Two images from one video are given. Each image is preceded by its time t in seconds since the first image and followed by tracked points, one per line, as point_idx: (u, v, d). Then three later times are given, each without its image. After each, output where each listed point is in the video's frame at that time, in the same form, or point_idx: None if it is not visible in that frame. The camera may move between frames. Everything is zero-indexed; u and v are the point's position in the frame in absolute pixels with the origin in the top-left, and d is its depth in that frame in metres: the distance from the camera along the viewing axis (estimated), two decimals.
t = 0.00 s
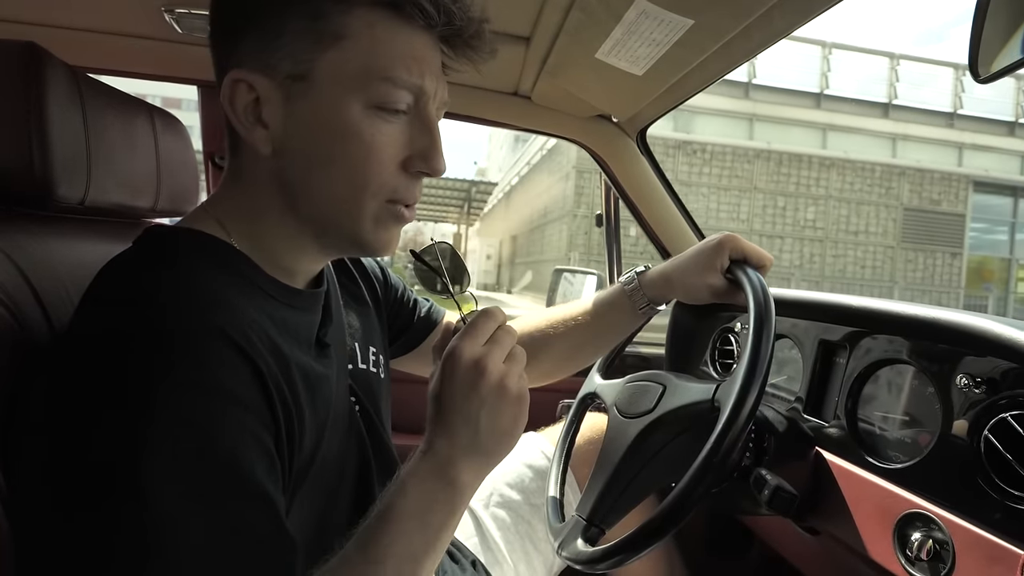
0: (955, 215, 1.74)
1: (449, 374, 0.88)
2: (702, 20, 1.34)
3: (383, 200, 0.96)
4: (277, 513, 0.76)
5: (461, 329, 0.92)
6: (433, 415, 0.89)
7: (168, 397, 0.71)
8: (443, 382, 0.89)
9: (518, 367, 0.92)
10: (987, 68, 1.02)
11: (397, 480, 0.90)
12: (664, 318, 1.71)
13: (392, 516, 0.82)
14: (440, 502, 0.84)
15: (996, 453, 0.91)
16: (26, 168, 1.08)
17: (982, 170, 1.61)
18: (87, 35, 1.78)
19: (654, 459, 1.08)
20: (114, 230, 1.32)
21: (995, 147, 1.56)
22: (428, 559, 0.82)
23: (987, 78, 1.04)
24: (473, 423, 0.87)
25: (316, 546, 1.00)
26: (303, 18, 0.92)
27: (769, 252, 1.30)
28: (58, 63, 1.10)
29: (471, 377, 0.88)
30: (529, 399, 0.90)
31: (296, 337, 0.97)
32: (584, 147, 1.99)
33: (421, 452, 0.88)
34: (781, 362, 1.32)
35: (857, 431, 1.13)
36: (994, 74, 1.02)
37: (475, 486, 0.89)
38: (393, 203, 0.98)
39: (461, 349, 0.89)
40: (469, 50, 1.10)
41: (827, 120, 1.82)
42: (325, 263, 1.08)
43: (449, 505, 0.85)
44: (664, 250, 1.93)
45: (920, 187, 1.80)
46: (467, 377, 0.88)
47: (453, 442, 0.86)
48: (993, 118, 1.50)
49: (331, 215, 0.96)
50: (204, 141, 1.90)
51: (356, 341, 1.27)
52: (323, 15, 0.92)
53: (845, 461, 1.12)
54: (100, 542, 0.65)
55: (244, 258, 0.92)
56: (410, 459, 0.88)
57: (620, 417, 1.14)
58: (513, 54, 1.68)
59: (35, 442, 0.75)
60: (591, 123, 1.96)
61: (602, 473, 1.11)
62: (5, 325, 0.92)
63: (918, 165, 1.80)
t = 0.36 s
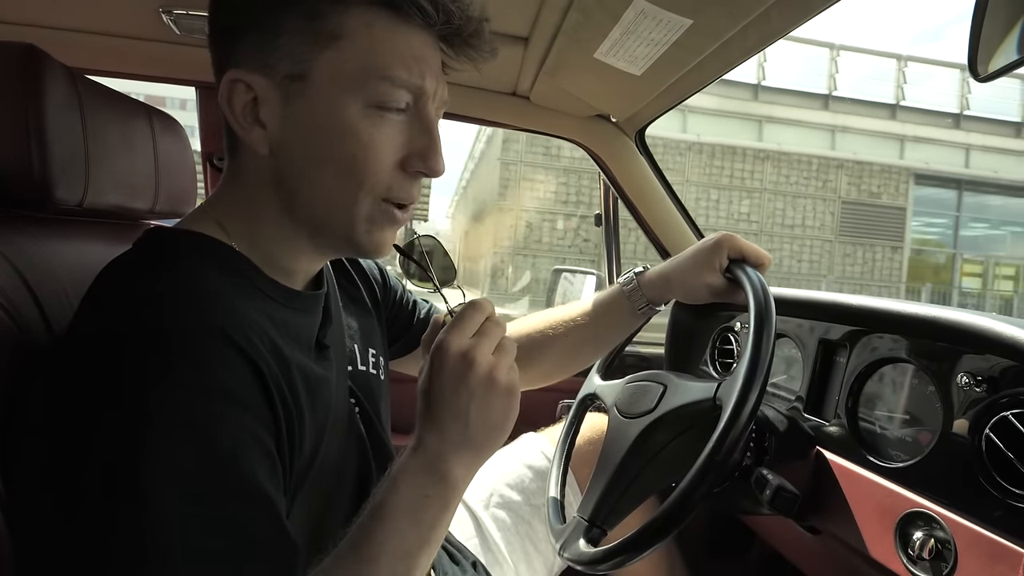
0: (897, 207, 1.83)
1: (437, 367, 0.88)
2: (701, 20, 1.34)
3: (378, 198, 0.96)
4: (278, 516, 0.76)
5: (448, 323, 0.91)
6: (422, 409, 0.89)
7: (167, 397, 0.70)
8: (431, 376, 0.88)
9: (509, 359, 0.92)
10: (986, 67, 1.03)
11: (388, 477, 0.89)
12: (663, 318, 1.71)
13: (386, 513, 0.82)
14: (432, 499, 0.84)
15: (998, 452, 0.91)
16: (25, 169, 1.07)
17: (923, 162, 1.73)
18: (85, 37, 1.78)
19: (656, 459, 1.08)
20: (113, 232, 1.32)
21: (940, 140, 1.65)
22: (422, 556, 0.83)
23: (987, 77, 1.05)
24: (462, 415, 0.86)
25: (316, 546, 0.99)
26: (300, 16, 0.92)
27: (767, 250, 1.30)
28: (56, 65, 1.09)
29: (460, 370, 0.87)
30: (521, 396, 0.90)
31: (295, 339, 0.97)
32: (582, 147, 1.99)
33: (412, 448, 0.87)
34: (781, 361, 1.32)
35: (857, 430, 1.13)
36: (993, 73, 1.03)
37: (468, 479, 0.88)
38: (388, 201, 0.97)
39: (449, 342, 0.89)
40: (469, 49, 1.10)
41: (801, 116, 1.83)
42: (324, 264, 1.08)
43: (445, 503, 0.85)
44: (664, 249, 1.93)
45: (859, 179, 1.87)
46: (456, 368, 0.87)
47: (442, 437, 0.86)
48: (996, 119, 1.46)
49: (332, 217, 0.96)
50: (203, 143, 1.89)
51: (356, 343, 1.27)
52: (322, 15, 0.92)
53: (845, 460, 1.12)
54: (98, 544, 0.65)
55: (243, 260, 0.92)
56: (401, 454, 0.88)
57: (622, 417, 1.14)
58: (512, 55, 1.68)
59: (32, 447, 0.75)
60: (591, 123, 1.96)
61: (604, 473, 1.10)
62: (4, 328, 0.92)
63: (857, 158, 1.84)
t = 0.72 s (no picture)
0: (839, 195, 2.11)
1: (453, 362, 0.87)
2: (705, 9, 1.33)
3: (380, 188, 0.96)
4: (280, 510, 0.76)
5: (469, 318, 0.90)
6: (432, 405, 0.88)
7: (168, 393, 0.70)
8: (445, 372, 0.88)
9: (524, 360, 0.91)
10: (995, 55, 1.03)
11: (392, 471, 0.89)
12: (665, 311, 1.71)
13: (390, 507, 0.82)
14: (438, 495, 0.84)
15: (1002, 445, 0.90)
16: (24, 162, 1.07)
17: (864, 150, 2.08)
18: (84, 30, 1.77)
19: (658, 452, 1.07)
20: (113, 226, 1.31)
21: (954, 135, 2.00)
22: (426, 552, 0.83)
23: (996, 64, 1.05)
24: (474, 415, 0.86)
25: (316, 539, 0.99)
26: (299, 6, 0.91)
27: (769, 243, 1.30)
28: (53, 56, 1.09)
29: (476, 367, 0.87)
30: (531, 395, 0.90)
31: (296, 331, 0.96)
32: (584, 140, 1.98)
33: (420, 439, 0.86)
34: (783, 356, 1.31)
35: (860, 423, 1.13)
36: (1003, 60, 1.03)
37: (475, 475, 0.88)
38: (388, 191, 0.97)
39: (469, 338, 0.87)
40: (468, 39, 1.09)
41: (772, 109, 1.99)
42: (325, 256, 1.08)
43: (449, 499, 0.84)
44: (665, 243, 1.92)
45: (799, 168, 2.06)
46: (474, 368, 0.87)
47: (452, 433, 0.86)
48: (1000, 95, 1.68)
49: (333, 209, 0.95)
50: (203, 136, 1.89)
51: (356, 336, 1.27)
52: (321, 3, 0.91)
53: (848, 454, 1.11)
54: (98, 540, 0.65)
55: (243, 253, 0.91)
56: (407, 448, 0.88)
57: (623, 410, 1.13)
58: (514, 46, 1.67)
59: (31, 441, 0.74)
60: (592, 115, 1.94)
61: (606, 466, 1.10)
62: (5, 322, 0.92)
63: (796, 147, 2.06)
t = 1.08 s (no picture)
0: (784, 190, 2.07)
1: (463, 367, 0.86)
2: (710, 15, 1.33)
3: (378, 196, 0.95)
4: (283, 514, 0.75)
5: (483, 322, 0.89)
6: (438, 412, 0.87)
7: (175, 398, 0.69)
8: (453, 377, 0.86)
9: (536, 372, 0.89)
10: (1002, 64, 1.02)
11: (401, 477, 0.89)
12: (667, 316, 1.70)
13: (394, 517, 0.82)
14: (443, 505, 0.83)
15: (1007, 455, 0.90)
16: (27, 164, 1.07)
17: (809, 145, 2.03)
18: (89, 31, 1.77)
19: (660, 458, 1.07)
20: (116, 227, 1.31)
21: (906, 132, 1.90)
22: (430, 562, 0.82)
23: (1004, 73, 1.04)
24: (483, 422, 0.84)
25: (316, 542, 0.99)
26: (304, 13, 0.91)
27: (770, 248, 1.29)
28: (58, 58, 1.09)
29: (483, 377, 0.85)
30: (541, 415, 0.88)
31: (299, 335, 0.96)
32: (587, 144, 1.97)
33: (428, 450, 0.86)
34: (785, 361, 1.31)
35: (863, 430, 1.12)
36: (1009, 69, 1.02)
37: (481, 484, 0.88)
38: (387, 199, 0.96)
39: (477, 349, 0.86)
40: (475, 46, 1.09)
41: (765, 109, 1.94)
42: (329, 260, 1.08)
43: (452, 509, 0.84)
44: (667, 248, 1.92)
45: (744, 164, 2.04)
46: (479, 376, 0.85)
47: (458, 445, 0.84)
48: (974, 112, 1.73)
49: (331, 213, 0.95)
50: (206, 137, 1.88)
51: (358, 341, 1.26)
52: (324, 8, 0.91)
53: (852, 462, 1.11)
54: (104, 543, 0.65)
55: (248, 257, 0.91)
56: (416, 456, 0.87)
57: (626, 415, 1.13)
58: (518, 50, 1.67)
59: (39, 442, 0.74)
60: (594, 119, 1.94)
61: (608, 472, 1.09)
62: (5, 323, 0.91)
63: (738, 143, 2.03)
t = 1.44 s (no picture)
0: (730, 181, 1.99)
1: (492, 374, 0.88)
2: (712, 9, 1.33)
3: (381, 191, 0.95)
4: (282, 507, 0.76)
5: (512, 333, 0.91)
6: (455, 412, 0.88)
7: (173, 386, 0.70)
8: (480, 383, 0.88)
9: (551, 366, 0.89)
10: (1002, 56, 1.01)
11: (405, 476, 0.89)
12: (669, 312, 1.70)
13: (399, 514, 0.82)
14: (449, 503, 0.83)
15: (1008, 449, 0.90)
16: (30, 158, 1.07)
17: (755, 137, 1.96)
18: (91, 26, 1.77)
19: (661, 452, 1.07)
20: (119, 222, 1.31)
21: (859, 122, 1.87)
22: (436, 560, 0.82)
23: (1004, 66, 1.03)
24: (500, 427, 0.86)
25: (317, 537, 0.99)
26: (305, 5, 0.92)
27: (771, 241, 1.29)
28: (61, 53, 1.09)
29: (514, 384, 0.87)
30: (552, 410, 0.88)
31: (300, 330, 0.96)
32: (589, 139, 1.97)
33: (438, 449, 0.86)
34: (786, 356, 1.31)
35: (864, 424, 1.12)
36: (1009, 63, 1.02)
37: (487, 486, 0.88)
38: (391, 194, 0.96)
39: (512, 355, 0.88)
40: (475, 41, 1.09)
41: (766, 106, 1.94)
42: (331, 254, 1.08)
43: (456, 505, 0.84)
44: (669, 242, 1.91)
45: (686, 154, 1.99)
46: (508, 382, 0.87)
47: (471, 445, 0.85)
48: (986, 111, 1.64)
49: (332, 206, 0.95)
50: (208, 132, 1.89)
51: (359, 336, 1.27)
52: (324, 3, 0.92)
53: (853, 455, 1.11)
54: (105, 538, 0.65)
55: (250, 251, 0.92)
56: (422, 454, 0.87)
57: (627, 410, 1.13)
58: (519, 44, 1.67)
59: (41, 438, 0.75)
60: (596, 114, 1.94)
61: (610, 466, 1.10)
62: (10, 318, 0.92)
63: (682, 133, 1.99)
